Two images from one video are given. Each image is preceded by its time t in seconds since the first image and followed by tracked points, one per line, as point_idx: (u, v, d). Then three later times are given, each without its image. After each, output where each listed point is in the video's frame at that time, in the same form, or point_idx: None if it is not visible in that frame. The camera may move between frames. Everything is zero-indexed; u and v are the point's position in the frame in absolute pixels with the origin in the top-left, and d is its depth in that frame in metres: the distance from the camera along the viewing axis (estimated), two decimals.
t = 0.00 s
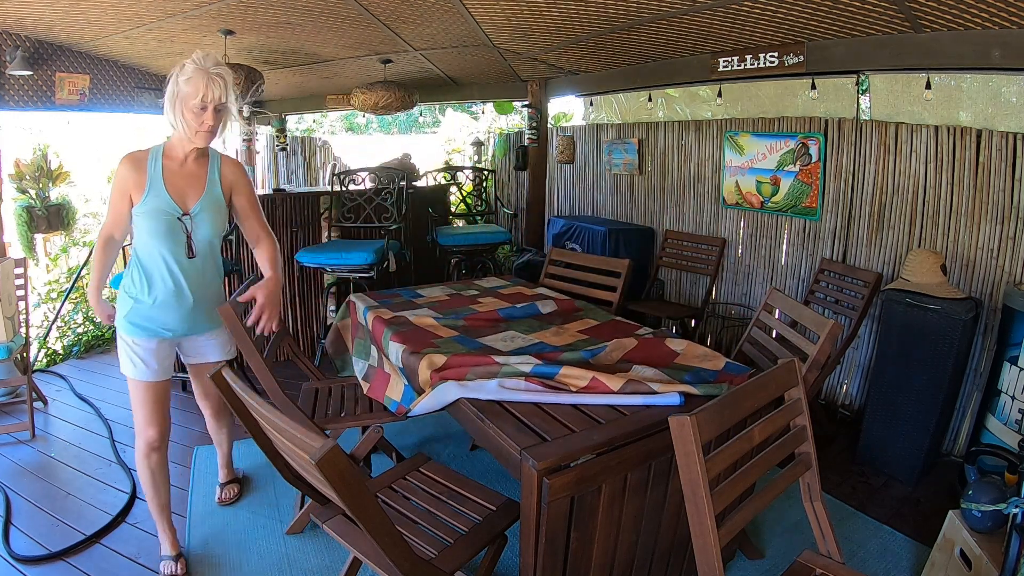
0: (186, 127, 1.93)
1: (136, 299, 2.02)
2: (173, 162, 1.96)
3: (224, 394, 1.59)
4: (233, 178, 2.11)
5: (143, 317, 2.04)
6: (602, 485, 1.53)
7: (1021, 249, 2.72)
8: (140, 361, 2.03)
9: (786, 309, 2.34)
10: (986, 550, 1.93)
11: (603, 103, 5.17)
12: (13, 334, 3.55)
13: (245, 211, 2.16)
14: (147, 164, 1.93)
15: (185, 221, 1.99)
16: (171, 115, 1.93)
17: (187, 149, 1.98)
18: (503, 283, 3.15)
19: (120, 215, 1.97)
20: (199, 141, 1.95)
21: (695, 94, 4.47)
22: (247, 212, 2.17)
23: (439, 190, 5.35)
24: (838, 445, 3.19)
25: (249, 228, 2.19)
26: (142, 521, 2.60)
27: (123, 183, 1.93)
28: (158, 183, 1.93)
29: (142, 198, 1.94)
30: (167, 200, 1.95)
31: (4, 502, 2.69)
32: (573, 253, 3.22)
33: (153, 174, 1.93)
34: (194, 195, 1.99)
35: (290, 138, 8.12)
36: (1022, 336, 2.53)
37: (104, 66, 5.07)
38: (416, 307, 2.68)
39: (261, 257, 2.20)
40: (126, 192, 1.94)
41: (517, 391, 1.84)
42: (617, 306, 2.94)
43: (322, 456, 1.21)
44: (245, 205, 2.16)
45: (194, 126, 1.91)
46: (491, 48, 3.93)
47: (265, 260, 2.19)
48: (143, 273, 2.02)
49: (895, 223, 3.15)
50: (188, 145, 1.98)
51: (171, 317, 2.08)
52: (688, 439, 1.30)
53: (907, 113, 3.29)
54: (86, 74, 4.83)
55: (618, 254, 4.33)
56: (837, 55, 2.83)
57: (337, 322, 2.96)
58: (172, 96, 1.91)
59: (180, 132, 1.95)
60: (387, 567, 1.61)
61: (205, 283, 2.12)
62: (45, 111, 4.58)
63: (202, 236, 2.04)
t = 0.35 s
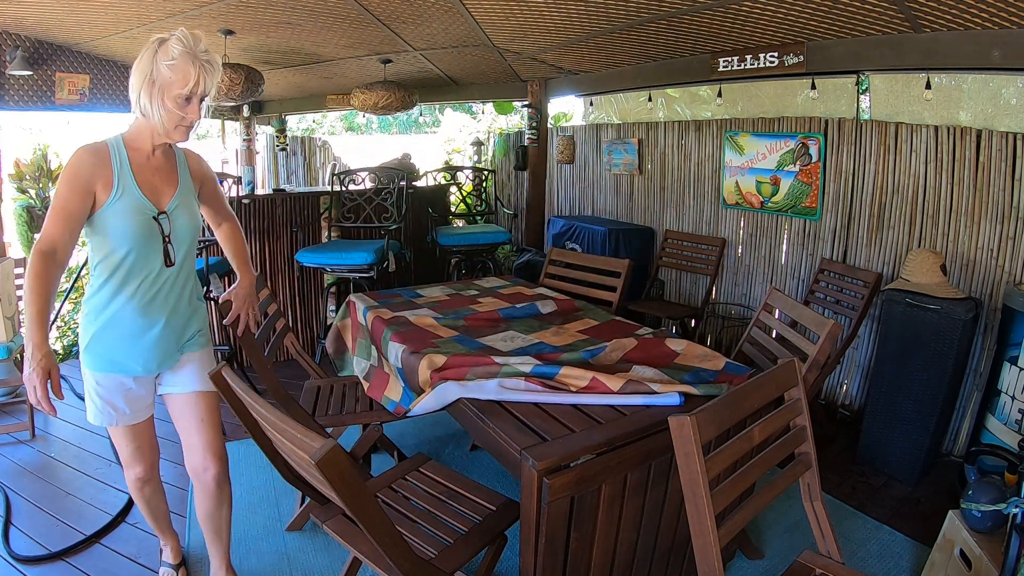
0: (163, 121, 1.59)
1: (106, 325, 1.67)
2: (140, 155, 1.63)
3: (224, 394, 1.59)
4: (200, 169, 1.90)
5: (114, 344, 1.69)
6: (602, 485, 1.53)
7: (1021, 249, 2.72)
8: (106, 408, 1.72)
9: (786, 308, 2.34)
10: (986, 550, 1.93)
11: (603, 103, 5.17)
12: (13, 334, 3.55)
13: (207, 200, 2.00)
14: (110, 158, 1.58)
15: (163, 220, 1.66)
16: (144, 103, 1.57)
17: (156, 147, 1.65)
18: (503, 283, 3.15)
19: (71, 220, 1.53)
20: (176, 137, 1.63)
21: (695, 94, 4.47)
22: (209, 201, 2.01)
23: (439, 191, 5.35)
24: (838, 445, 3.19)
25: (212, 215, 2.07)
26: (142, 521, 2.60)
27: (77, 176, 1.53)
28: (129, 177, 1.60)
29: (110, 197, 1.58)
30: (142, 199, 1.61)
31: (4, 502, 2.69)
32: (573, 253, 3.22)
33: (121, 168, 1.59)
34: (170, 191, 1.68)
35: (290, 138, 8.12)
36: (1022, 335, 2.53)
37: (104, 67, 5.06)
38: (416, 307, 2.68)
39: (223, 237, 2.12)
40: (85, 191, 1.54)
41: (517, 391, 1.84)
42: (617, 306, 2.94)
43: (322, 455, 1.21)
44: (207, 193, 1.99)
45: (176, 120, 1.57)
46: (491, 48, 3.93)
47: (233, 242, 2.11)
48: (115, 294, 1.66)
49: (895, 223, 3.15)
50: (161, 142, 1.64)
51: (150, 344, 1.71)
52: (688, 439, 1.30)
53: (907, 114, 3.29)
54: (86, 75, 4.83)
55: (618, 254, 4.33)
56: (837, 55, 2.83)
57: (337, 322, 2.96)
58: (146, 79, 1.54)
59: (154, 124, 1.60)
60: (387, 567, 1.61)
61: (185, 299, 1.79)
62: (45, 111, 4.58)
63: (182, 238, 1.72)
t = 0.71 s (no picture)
0: (193, 101, 1.26)
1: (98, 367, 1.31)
2: (158, 149, 1.29)
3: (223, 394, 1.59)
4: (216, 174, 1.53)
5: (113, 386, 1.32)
6: (602, 485, 1.53)
7: (1021, 249, 2.73)
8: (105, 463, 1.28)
9: (786, 308, 2.34)
10: (986, 550, 1.93)
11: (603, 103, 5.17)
12: (13, 334, 3.55)
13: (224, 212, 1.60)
14: (123, 147, 1.23)
15: (180, 232, 1.31)
16: (170, 77, 1.23)
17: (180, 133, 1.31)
18: (503, 283, 3.15)
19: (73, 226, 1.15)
20: (207, 122, 1.30)
21: (695, 94, 4.47)
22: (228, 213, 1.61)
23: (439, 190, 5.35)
24: (838, 444, 3.19)
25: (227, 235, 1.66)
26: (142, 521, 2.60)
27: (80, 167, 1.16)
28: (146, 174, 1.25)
29: (122, 195, 1.21)
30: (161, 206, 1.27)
31: (4, 502, 2.69)
32: (573, 253, 3.22)
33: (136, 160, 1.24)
34: (189, 197, 1.34)
35: (291, 138, 8.13)
36: (1022, 335, 2.53)
37: (104, 67, 5.06)
38: (417, 307, 2.68)
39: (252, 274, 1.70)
40: (92, 187, 1.17)
41: (517, 391, 1.84)
42: (617, 306, 2.94)
43: (323, 456, 1.21)
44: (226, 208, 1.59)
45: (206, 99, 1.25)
46: (491, 48, 3.93)
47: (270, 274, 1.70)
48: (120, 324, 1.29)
49: (895, 223, 3.15)
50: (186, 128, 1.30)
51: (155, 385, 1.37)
52: (688, 439, 1.30)
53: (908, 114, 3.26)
54: (86, 74, 4.83)
55: (618, 254, 4.33)
56: (837, 55, 2.83)
57: (337, 322, 2.95)
58: (176, 49, 1.21)
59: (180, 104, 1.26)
60: (386, 567, 1.61)
61: (194, 333, 1.44)
62: (45, 111, 4.58)
63: (199, 257, 1.38)
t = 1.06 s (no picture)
0: (237, 94, 0.98)
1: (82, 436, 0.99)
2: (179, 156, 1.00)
3: (224, 394, 1.59)
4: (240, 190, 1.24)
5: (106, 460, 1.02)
6: (602, 485, 1.54)
7: (1021, 249, 2.73)
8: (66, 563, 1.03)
9: (786, 308, 2.34)
10: (986, 550, 1.93)
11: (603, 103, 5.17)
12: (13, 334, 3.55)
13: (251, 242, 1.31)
14: (145, 149, 0.94)
15: (208, 267, 1.04)
16: (213, 63, 0.95)
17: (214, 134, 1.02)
18: (503, 283, 3.15)
19: (70, 257, 0.86)
20: (251, 121, 1.03)
21: (695, 94, 4.47)
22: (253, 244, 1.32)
23: (439, 190, 5.36)
24: (838, 444, 3.19)
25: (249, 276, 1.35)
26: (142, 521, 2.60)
27: (89, 177, 0.87)
28: (168, 189, 0.96)
29: (143, 214, 0.92)
30: (181, 233, 0.98)
31: (4, 502, 2.69)
32: (572, 253, 3.22)
33: (158, 169, 0.95)
34: (214, 221, 1.07)
35: (291, 138, 8.15)
36: (1022, 336, 2.53)
37: (104, 67, 5.07)
38: (417, 307, 2.68)
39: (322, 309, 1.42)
40: (103, 203, 0.88)
41: (516, 391, 1.84)
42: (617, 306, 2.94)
43: (322, 456, 1.21)
44: (261, 242, 1.30)
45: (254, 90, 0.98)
46: (491, 48, 3.93)
47: (350, 304, 1.45)
48: (115, 379, 0.99)
49: (895, 223, 3.15)
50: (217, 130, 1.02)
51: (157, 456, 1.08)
52: (689, 438, 1.30)
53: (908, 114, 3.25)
54: (87, 74, 4.83)
55: (618, 254, 4.33)
56: (837, 55, 2.83)
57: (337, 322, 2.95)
58: (217, 29, 0.94)
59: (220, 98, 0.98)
60: (387, 568, 1.61)
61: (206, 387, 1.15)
62: (45, 111, 4.59)
63: (219, 297, 1.11)
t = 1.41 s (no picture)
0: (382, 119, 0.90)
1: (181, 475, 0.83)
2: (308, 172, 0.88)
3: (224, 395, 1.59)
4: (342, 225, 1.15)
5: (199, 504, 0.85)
6: (602, 485, 1.54)
7: (1021, 249, 2.73)
8: None
9: (786, 309, 2.34)
10: (986, 550, 1.93)
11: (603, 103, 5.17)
12: (13, 334, 3.56)
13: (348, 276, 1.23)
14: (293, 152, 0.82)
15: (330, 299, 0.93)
16: (361, 86, 0.85)
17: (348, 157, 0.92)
18: (503, 283, 3.15)
19: (235, 269, 0.72)
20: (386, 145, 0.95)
21: (695, 94, 4.47)
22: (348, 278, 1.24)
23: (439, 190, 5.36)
24: (838, 444, 3.19)
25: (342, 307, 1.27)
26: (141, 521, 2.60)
27: (254, 175, 0.73)
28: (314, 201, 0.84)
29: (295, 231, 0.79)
30: (321, 255, 0.86)
31: (4, 502, 2.70)
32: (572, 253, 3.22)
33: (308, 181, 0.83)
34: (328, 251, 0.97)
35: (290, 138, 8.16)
36: (1022, 336, 2.53)
37: (104, 67, 5.07)
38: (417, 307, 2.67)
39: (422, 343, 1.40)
40: (265, 208, 0.74)
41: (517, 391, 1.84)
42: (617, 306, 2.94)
43: (324, 456, 1.21)
44: (361, 280, 1.23)
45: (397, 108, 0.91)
46: (491, 48, 3.93)
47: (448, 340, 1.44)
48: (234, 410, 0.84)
49: (896, 223, 3.15)
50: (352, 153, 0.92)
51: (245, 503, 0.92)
52: (687, 438, 1.30)
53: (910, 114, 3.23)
54: (86, 74, 4.84)
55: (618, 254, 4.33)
56: (837, 55, 2.83)
57: (336, 321, 2.94)
58: (355, 48, 0.84)
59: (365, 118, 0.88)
60: (387, 567, 1.61)
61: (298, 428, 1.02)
62: (45, 111, 4.58)
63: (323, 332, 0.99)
